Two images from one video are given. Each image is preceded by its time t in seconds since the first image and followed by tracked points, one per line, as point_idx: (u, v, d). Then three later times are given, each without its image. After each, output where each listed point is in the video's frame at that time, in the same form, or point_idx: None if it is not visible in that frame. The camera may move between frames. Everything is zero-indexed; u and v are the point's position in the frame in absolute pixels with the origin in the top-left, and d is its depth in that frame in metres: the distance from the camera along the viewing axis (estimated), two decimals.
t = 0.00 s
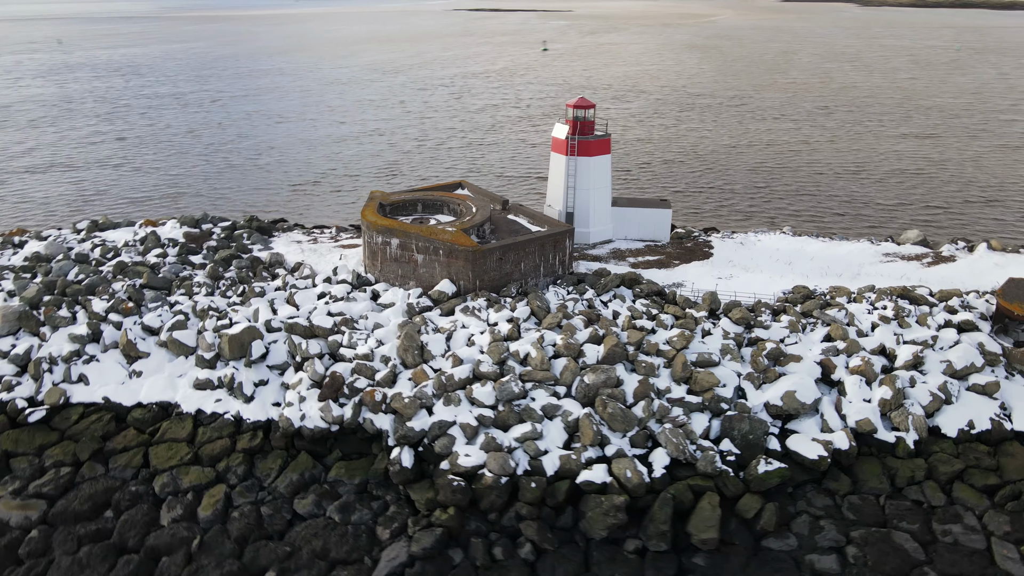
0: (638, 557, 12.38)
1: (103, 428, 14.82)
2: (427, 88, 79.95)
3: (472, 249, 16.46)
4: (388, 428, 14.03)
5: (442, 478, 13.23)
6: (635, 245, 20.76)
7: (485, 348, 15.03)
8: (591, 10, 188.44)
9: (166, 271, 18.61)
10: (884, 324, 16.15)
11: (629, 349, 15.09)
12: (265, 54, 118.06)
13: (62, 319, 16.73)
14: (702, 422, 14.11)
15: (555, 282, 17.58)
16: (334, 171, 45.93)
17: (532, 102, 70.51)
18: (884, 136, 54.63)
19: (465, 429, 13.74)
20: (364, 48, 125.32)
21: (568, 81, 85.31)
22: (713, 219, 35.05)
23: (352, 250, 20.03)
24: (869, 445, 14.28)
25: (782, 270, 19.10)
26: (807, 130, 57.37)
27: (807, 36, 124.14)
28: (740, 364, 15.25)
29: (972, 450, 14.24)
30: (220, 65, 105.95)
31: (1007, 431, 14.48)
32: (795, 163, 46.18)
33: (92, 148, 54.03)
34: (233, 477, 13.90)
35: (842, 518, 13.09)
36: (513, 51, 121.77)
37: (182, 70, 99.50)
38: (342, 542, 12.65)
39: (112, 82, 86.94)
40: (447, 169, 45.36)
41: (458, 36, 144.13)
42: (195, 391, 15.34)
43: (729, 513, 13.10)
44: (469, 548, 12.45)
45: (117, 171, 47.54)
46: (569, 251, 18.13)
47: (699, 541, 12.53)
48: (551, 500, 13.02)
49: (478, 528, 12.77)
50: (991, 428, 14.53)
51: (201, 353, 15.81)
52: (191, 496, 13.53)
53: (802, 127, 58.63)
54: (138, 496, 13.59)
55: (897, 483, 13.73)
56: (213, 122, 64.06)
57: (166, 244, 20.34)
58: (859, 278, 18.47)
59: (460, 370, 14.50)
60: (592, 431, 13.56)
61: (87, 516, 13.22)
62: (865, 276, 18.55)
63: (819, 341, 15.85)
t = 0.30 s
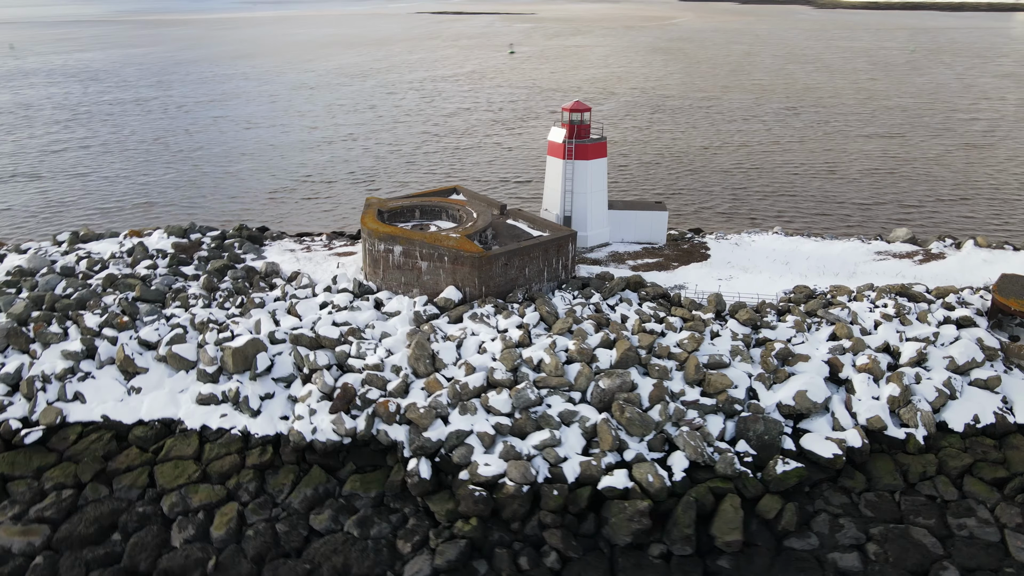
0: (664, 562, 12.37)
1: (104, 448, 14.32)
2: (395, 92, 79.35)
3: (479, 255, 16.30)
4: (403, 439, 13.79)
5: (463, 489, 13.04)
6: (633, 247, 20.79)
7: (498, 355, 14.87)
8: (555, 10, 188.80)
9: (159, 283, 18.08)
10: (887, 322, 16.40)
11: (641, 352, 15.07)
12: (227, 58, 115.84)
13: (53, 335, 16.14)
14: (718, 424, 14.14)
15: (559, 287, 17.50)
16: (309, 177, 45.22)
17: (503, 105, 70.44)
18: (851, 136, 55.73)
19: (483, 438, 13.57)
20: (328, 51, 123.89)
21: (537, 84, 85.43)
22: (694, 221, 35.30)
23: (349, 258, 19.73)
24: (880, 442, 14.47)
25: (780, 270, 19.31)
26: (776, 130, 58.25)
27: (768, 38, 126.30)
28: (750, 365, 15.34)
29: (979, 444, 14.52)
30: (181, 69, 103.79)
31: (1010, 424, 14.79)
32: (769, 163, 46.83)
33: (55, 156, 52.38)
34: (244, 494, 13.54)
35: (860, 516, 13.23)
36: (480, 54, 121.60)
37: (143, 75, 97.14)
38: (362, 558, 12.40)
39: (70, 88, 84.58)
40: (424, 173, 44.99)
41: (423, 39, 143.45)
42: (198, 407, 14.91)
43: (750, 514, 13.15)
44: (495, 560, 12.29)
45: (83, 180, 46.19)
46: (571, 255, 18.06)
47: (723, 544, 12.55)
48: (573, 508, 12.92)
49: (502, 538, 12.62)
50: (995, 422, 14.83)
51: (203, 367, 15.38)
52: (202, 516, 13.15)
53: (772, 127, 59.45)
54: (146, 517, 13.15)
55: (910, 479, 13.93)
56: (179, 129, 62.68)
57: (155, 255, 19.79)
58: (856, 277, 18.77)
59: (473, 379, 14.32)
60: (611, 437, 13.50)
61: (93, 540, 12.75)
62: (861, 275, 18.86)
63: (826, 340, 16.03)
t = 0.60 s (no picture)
0: (689, 567, 12.35)
1: (107, 469, 13.83)
2: (365, 97, 78.65)
3: (485, 262, 16.14)
4: (420, 451, 13.56)
5: (485, 500, 12.86)
6: (631, 251, 20.82)
7: (511, 363, 14.73)
8: (518, 13, 188.84)
9: (152, 297, 17.57)
10: (888, 321, 16.65)
11: (653, 357, 15.05)
12: (188, 63, 113.52)
13: (45, 353, 15.55)
14: (733, 427, 14.19)
15: (564, 293, 17.43)
16: (284, 184, 44.47)
17: (475, 110, 70.26)
18: (820, 137, 56.73)
19: (501, 448, 13.41)
20: (292, 56, 122.25)
21: (507, 88, 85.38)
22: (677, 223, 35.51)
23: (347, 268, 19.41)
24: (890, 440, 14.66)
25: (777, 271, 19.53)
26: (747, 131, 59.07)
27: (730, 41, 128.21)
28: (760, 367, 15.45)
29: (985, 439, 14.81)
30: (142, 75, 101.44)
31: (1013, 419, 15.12)
32: (744, 164, 47.40)
33: (16, 166, 50.70)
34: (258, 512, 13.18)
35: (877, 514, 13.38)
36: (446, 58, 121.20)
37: (102, 82, 94.59)
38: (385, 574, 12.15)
39: (26, 95, 82.06)
40: (402, 179, 44.57)
41: (387, 42, 142.41)
42: (203, 424, 14.49)
43: (770, 516, 13.21)
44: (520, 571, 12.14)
45: (48, 191, 44.79)
46: (574, 260, 18.00)
47: (747, 546, 12.58)
48: (596, 515, 12.83)
49: (526, 549, 12.48)
50: (998, 417, 15.14)
51: (207, 383, 14.96)
52: (216, 536, 12.77)
53: (743, 129, 60.21)
54: (156, 540, 12.74)
55: (922, 475, 14.13)
56: (145, 137, 61.24)
57: (145, 267, 19.24)
58: (852, 276, 19.07)
59: (488, 388, 14.15)
60: (630, 443, 13.45)
61: (103, 566, 12.32)
62: (857, 275, 19.17)
63: (831, 341, 16.22)
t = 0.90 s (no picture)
0: (715, 571, 12.37)
1: (112, 491, 13.36)
2: (333, 103, 77.67)
3: (493, 269, 16.01)
4: (438, 463, 13.35)
5: (507, 511, 12.71)
6: (628, 256, 20.85)
7: (524, 371, 14.61)
8: (482, 16, 188.71)
9: (146, 311, 17.05)
10: (889, 319, 16.91)
11: (665, 361, 15.04)
12: (148, 68, 110.91)
13: (39, 371, 14.99)
14: (748, 429, 14.26)
15: (569, 298, 17.37)
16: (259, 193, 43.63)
17: (447, 115, 69.90)
18: (790, 139, 57.62)
19: (521, 457, 13.28)
20: (255, 61, 120.25)
21: (476, 93, 85.15)
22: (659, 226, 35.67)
23: (345, 277, 19.10)
24: (900, 437, 14.87)
25: (774, 272, 19.72)
26: (718, 134, 59.73)
27: (694, 45, 129.83)
28: (769, 368, 15.56)
29: (989, 433, 15.12)
30: (99, 82, 98.82)
31: (1013, 413, 15.46)
32: (719, 166, 47.90)
33: None
34: (274, 531, 12.85)
35: (893, 511, 13.55)
36: (412, 62, 120.51)
37: (59, 89, 91.93)
38: None
39: None
40: (379, 186, 44.04)
41: (351, 46, 141.00)
42: (210, 441, 14.08)
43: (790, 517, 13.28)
44: None
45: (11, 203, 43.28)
46: (577, 265, 17.94)
47: (771, 548, 12.64)
48: (619, 522, 12.76)
49: (552, 559, 12.35)
50: (999, 411, 15.47)
51: (212, 399, 14.54)
52: (232, 557, 12.43)
53: (714, 132, 60.89)
54: (169, 563, 12.37)
55: (933, 472, 14.35)
56: (108, 146, 59.59)
57: (135, 280, 18.68)
58: (848, 277, 19.35)
59: (504, 397, 14.00)
60: (649, 448, 13.42)
61: None
62: (852, 275, 19.47)
63: (835, 340, 16.42)
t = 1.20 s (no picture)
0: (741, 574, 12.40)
1: (119, 514, 12.94)
2: (301, 109, 76.57)
3: (501, 276, 15.89)
4: (458, 473, 13.17)
5: (532, 521, 12.57)
6: (626, 260, 20.88)
7: (539, 378, 14.49)
8: (445, 20, 188.15)
9: (142, 325, 16.52)
10: (890, 318, 17.19)
11: (678, 364, 15.06)
12: (106, 75, 108.12)
13: (34, 391, 14.42)
14: (763, 430, 14.34)
15: (575, 304, 17.31)
16: (234, 202, 42.75)
17: (418, 120, 69.46)
18: (761, 142, 58.42)
19: (542, 465, 13.15)
20: (217, 67, 118.07)
21: (446, 97, 84.78)
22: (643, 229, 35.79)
23: (344, 286, 18.78)
24: (909, 434, 15.08)
25: (772, 273, 19.91)
26: (690, 136, 60.28)
27: (658, 49, 131.14)
28: (779, 369, 15.67)
29: (993, 428, 15.43)
30: (56, 89, 96.00)
31: (1014, 407, 15.80)
32: (694, 168, 48.28)
33: None
34: (292, 549, 12.54)
35: (907, 508, 13.74)
36: (378, 68, 119.53)
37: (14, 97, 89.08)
38: None
39: None
40: (357, 193, 43.49)
41: (315, 51, 139.32)
42: (220, 459, 13.68)
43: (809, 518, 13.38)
44: None
45: None
46: (581, 270, 17.89)
47: (794, 549, 12.71)
48: (644, 528, 12.70)
49: (578, 567, 12.24)
50: (1001, 406, 15.80)
51: (219, 415, 14.13)
52: None
53: (687, 134, 61.43)
54: None
55: (942, 468, 14.58)
56: (72, 155, 57.88)
57: (126, 293, 18.12)
58: (844, 277, 19.63)
59: (522, 405, 13.86)
60: (669, 453, 13.40)
61: None
62: (848, 275, 19.75)
63: (840, 340, 16.62)
